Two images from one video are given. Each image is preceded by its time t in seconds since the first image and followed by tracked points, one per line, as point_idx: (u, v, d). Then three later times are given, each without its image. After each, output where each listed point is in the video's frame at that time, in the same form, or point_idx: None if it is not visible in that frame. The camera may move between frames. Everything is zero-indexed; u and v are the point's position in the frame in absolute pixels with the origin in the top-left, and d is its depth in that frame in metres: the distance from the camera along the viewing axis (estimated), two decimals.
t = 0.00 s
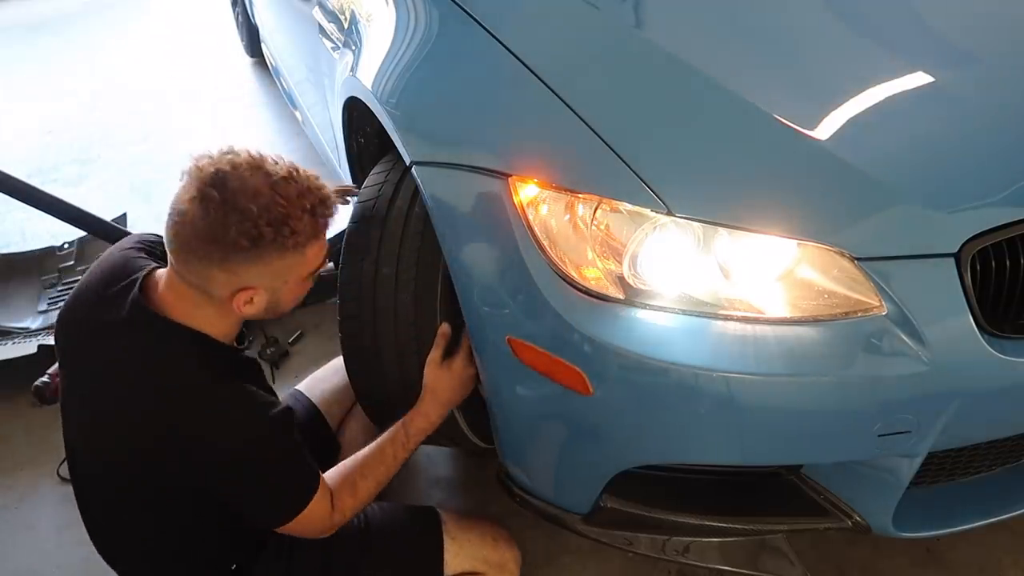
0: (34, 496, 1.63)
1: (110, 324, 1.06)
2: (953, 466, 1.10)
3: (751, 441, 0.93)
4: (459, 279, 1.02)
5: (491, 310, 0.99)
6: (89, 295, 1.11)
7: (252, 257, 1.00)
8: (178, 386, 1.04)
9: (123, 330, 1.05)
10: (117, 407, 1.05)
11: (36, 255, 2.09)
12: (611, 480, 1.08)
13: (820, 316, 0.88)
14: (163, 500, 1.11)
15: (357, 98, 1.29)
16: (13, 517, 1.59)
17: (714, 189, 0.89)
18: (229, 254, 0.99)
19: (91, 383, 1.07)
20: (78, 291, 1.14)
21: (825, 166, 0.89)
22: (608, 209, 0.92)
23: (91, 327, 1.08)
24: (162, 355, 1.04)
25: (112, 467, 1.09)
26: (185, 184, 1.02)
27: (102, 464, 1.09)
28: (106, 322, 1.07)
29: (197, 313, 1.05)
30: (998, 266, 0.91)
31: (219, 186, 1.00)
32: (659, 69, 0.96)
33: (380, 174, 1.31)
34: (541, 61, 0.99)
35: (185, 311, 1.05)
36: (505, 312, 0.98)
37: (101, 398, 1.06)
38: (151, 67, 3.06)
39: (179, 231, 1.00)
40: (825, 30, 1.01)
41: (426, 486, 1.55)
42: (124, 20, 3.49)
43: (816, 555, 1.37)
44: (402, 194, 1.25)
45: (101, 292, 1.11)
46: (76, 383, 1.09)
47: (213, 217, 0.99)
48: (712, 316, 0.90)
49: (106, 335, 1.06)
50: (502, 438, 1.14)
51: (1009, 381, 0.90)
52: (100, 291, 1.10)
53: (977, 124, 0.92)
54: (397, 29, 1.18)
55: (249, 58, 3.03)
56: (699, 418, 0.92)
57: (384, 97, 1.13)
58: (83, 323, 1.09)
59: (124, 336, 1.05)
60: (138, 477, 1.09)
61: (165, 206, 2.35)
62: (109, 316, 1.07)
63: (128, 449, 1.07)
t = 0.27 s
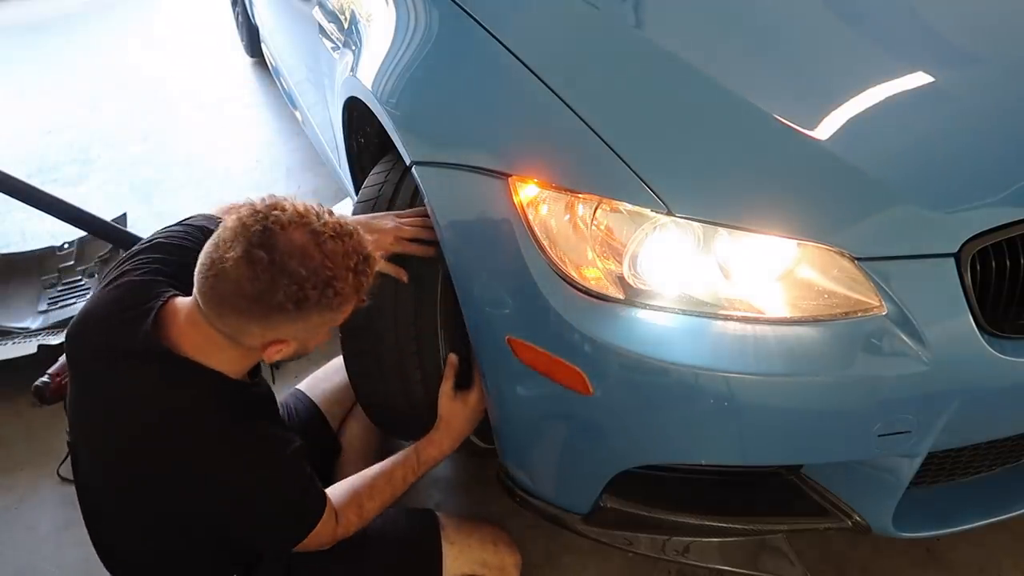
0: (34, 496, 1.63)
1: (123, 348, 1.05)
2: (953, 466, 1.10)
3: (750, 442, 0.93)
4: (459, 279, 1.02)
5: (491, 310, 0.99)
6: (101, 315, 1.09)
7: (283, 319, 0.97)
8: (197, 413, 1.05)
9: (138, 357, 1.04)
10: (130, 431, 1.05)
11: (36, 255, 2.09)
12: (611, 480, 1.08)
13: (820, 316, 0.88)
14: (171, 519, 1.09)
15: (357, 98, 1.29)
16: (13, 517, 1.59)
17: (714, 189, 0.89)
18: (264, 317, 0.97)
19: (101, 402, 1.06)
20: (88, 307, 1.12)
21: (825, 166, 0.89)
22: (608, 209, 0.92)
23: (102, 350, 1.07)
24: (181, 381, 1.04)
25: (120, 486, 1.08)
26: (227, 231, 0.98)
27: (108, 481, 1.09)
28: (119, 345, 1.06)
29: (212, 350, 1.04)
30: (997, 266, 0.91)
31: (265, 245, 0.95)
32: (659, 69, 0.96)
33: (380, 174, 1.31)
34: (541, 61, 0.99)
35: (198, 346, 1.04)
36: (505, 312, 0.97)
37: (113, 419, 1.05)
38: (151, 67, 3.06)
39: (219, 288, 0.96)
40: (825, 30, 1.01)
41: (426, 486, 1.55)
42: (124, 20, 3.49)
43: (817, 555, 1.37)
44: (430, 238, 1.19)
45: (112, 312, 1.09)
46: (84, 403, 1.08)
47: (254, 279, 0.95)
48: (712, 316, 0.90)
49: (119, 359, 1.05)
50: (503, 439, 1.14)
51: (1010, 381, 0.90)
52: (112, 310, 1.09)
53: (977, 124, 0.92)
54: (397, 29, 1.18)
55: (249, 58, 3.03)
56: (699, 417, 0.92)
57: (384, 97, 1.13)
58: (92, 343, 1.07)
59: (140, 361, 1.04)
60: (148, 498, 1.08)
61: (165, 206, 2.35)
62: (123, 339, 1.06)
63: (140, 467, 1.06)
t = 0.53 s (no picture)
0: (34, 496, 1.63)
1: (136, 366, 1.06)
2: (953, 466, 1.10)
3: (750, 441, 0.93)
4: (459, 279, 1.02)
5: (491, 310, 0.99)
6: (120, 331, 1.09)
7: (316, 350, 0.99)
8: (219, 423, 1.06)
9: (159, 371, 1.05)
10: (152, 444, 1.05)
11: (37, 255, 2.09)
12: (611, 480, 1.08)
13: (820, 316, 0.88)
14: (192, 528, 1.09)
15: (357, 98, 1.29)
16: (13, 517, 1.59)
17: (714, 189, 0.89)
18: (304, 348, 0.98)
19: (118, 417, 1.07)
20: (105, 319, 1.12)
21: (826, 166, 0.89)
22: (608, 209, 0.92)
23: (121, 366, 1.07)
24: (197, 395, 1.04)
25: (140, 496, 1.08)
26: (262, 257, 0.98)
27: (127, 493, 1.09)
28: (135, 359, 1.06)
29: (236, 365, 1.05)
30: (997, 266, 0.91)
31: (304, 275, 0.96)
32: (659, 69, 0.96)
33: (380, 174, 1.31)
34: (542, 61, 0.99)
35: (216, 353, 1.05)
36: (505, 312, 0.97)
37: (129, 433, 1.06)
38: (151, 67, 3.06)
39: (252, 314, 0.97)
40: (825, 30, 1.01)
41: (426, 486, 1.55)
42: (124, 20, 3.49)
43: (816, 555, 1.37)
44: (425, 270, 1.18)
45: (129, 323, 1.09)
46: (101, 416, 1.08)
47: (292, 308, 0.96)
48: (712, 316, 0.90)
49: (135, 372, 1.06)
50: (503, 439, 1.14)
51: (1010, 381, 0.90)
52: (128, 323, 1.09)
53: (977, 125, 0.92)
54: (398, 29, 1.18)
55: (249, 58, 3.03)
56: (700, 417, 0.92)
57: (385, 97, 1.13)
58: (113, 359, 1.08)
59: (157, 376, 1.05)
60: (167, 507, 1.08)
61: (165, 206, 2.35)
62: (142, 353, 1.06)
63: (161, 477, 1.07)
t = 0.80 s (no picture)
0: (34, 496, 1.63)
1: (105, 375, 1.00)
2: (953, 467, 1.09)
3: (750, 441, 0.93)
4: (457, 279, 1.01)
5: (489, 310, 0.98)
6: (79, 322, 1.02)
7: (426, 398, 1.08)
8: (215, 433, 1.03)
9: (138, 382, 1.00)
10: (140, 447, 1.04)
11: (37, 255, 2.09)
12: (611, 480, 1.07)
13: (820, 316, 0.88)
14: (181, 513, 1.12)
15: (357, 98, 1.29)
16: (13, 518, 1.59)
17: (714, 190, 0.89)
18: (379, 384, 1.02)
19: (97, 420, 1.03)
20: (68, 299, 1.04)
21: (825, 166, 0.88)
22: (608, 209, 0.91)
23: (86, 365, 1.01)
24: (197, 404, 1.02)
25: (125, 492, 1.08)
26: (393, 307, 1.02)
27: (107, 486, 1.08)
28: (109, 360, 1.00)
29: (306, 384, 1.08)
30: (997, 267, 0.91)
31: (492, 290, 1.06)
32: (658, 69, 0.96)
33: (379, 174, 1.31)
34: (541, 61, 0.99)
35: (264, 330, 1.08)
36: (503, 312, 0.97)
37: (112, 435, 1.03)
38: (152, 67, 3.06)
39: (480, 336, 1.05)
40: (825, 30, 1.01)
41: (426, 487, 1.55)
42: (123, 20, 3.49)
43: (816, 555, 1.37)
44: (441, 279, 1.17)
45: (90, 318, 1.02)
46: (71, 409, 1.03)
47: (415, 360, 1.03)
48: (712, 316, 0.90)
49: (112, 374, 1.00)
50: (502, 439, 1.14)
51: (1010, 382, 0.90)
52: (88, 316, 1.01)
53: (976, 125, 0.92)
54: (398, 29, 1.18)
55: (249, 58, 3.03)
56: (699, 418, 0.92)
57: (384, 97, 1.13)
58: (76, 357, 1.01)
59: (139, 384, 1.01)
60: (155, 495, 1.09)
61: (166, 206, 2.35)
62: (134, 346, 1.00)
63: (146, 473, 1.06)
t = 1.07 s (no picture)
0: (33, 497, 1.63)
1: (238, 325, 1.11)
2: (954, 467, 1.09)
3: (750, 441, 0.93)
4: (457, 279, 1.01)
5: (489, 310, 0.98)
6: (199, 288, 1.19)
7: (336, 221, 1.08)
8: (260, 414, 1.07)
9: (231, 343, 1.10)
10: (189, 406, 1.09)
11: (37, 255, 2.09)
12: (611, 481, 1.08)
13: (819, 316, 0.89)
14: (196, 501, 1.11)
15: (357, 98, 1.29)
16: (12, 518, 1.59)
17: (713, 191, 0.89)
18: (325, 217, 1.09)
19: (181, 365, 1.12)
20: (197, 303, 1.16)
21: (825, 166, 0.88)
22: (608, 209, 0.91)
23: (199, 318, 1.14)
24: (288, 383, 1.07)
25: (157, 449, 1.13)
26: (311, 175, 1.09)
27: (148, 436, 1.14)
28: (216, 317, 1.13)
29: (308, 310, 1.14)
30: (997, 267, 0.91)
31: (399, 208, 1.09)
32: (658, 69, 0.96)
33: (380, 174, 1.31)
34: (541, 61, 0.99)
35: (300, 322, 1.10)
36: (503, 312, 0.97)
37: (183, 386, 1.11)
38: (152, 68, 3.06)
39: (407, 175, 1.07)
40: (826, 30, 1.01)
41: (426, 486, 1.55)
42: (123, 20, 3.48)
43: (816, 555, 1.37)
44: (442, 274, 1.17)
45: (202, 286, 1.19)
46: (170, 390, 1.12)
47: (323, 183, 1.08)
48: (712, 316, 0.90)
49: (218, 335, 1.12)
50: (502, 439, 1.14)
51: (1009, 382, 0.90)
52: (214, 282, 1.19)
53: (976, 125, 0.92)
54: (398, 30, 1.18)
55: (249, 57, 3.03)
56: (699, 417, 0.92)
57: (384, 97, 1.13)
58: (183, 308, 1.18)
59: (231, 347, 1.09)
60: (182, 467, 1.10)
61: (165, 206, 2.35)
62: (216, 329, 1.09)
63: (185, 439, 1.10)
